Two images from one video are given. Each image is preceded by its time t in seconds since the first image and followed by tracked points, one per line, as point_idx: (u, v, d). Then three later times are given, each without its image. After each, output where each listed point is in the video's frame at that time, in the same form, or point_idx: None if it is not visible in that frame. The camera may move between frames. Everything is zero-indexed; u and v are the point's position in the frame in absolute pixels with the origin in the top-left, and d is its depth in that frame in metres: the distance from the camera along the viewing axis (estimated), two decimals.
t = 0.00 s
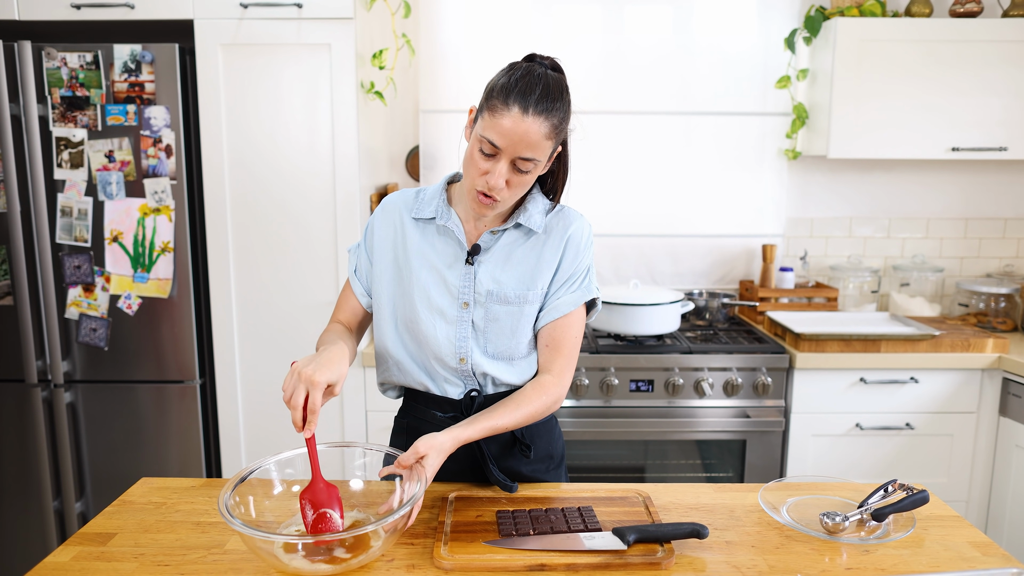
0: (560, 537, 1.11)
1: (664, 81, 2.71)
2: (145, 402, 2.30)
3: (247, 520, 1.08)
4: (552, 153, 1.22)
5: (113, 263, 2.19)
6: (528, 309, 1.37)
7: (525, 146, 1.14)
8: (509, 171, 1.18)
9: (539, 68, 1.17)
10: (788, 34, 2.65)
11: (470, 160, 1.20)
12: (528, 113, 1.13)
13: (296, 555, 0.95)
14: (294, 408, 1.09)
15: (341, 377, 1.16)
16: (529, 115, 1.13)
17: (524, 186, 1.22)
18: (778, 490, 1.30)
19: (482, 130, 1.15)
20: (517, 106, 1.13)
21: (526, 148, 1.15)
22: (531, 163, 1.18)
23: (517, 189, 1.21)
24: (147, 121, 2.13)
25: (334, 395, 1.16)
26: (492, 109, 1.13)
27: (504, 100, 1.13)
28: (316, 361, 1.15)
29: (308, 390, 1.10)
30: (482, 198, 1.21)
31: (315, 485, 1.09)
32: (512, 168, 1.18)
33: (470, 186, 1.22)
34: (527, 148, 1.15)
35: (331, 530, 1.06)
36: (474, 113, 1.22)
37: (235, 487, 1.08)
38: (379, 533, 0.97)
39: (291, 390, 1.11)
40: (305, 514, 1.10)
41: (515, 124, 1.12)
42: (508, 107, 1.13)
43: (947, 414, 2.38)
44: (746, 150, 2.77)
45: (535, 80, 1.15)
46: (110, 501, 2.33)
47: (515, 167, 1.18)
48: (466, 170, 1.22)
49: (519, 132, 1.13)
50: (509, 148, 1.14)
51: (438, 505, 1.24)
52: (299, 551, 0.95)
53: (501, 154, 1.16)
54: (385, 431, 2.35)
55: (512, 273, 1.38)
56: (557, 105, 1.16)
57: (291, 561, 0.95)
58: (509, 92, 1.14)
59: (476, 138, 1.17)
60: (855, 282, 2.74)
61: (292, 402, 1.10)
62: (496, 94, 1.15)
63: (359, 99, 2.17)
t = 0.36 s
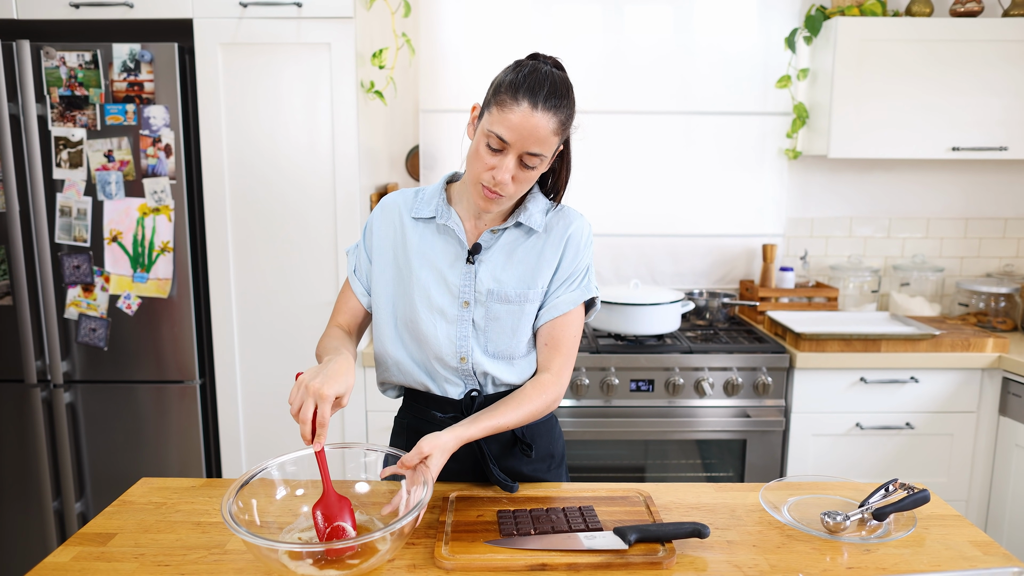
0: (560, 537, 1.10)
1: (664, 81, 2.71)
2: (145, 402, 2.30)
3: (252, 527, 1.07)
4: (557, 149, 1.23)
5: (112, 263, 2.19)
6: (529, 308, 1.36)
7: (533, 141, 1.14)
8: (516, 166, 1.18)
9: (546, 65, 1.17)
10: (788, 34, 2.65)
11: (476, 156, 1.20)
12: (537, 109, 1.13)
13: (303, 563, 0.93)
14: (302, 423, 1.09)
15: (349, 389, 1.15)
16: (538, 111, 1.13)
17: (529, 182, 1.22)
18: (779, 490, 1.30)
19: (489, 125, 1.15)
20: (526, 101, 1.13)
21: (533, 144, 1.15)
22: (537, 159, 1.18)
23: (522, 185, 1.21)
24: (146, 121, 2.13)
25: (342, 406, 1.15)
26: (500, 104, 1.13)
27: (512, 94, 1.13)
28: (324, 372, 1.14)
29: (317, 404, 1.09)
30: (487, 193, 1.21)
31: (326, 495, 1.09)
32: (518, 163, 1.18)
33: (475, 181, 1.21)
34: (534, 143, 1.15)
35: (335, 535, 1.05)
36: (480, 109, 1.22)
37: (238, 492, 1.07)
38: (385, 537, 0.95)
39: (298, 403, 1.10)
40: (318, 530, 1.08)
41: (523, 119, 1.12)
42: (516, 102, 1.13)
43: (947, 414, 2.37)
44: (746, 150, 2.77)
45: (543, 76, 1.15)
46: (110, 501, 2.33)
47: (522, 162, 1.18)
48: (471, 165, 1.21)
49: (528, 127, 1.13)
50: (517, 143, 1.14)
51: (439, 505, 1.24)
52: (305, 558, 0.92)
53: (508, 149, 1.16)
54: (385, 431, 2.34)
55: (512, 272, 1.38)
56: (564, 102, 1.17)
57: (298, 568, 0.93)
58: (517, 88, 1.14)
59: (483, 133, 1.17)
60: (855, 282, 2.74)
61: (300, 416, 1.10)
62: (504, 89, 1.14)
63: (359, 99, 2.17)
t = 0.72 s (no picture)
0: (560, 535, 1.10)
1: (665, 79, 2.71)
2: (144, 402, 2.30)
3: (252, 528, 1.07)
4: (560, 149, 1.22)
5: (111, 263, 2.19)
6: (529, 306, 1.36)
7: (536, 140, 1.14)
8: (518, 164, 1.17)
9: (550, 64, 1.17)
10: (789, 33, 2.65)
11: (479, 153, 1.20)
12: (540, 107, 1.13)
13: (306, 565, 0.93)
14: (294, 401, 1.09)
15: (341, 368, 1.14)
16: (542, 110, 1.13)
17: (532, 181, 1.22)
18: (780, 489, 1.29)
19: (492, 123, 1.15)
20: (529, 99, 1.12)
21: (536, 142, 1.14)
22: (540, 158, 1.18)
23: (524, 184, 1.21)
24: (146, 120, 2.13)
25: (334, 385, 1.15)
26: (503, 102, 1.13)
27: (516, 92, 1.13)
28: (317, 351, 1.14)
29: (308, 383, 1.09)
30: (489, 191, 1.21)
31: (316, 472, 1.10)
32: (521, 162, 1.18)
33: (478, 179, 1.21)
34: (537, 142, 1.14)
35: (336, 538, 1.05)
36: (483, 107, 1.21)
37: (238, 494, 1.07)
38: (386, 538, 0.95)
39: (290, 381, 1.10)
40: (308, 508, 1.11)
41: (526, 118, 1.12)
42: (520, 100, 1.12)
43: (948, 413, 2.37)
44: (747, 149, 2.76)
45: (547, 75, 1.15)
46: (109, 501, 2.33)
47: (524, 161, 1.18)
48: (473, 162, 1.21)
49: (531, 126, 1.12)
50: (520, 142, 1.14)
51: (440, 505, 1.23)
52: (308, 562, 0.92)
53: (511, 147, 1.15)
54: (384, 430, 2.34)
55: (513, 270, 1.37)
56: (568, 101, 1.16)
57: (302, 571, 0.92)
58: (521, 86, 1.13)
59: (486, 131, 1.17)
60: (856, 281, 2.74)
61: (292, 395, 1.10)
62: (507, 87, 1.14)
63: (359, 97, 2.17)
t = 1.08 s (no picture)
0: (558, 532, 1.10)
1: (663, 77, 2.71)
2: (142, 401, 2.30)
3: (249, 526, 1.06)
4: (557, 145, 1.22)
5: (110, 261, 2.19)
6: (527, 304, 1.36)
7: (533, 136, 1.14)
8: (516, 161, 1.17)
9: (547, 60, 1.17)
10: (788, 30, 2.64)
11: (475, 151, 1.20)
12: (537, 104, 1.13)
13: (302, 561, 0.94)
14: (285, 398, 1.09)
15: (335, 372, 1.16)
16: (539, 106, 1.13)
17: (529, 177, 1.22)
18: (778, 485, 1.30)
19: (489, 119, 1.15)
20: (526, 96, 1.13)
21: (533, 139, 1.15)
22: (537, 154, 1.18)
23: (522, 181, 1.21)
24: (143, 118, 2.12)
25: (327, 390, 1.16)
26: (500, 99, 1.13)
27: (512, 89, 1.13)
28: (312, 355, 1.15)
29: (300, 381, 1.10)
30: (487, 188, 1.21)
31: (294, 481, 1.09)
32: (518, 158, 1.18)
33: (475, 176, 1.21)
34: (534, 138, 1.15)
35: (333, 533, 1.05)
36: (480, 104, 1.21)
37: (236, 491, 1.07)
38: (383, 534, 0.95)
39: (282, 380, 1.10)
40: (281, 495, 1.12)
41: (523, 114, 1.12)
42: (517, 97, 1.13)
43: (946, 410, 2.38)
44: (745, 146, 2.76)
45: (543, 71, 1.15)
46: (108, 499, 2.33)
47: (522, 158, 1.18)
48: (471, 160, 1.21)
49: (528, 122, 1.13)
50: (517, 138, 1.14)
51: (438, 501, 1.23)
52: (306, 557, 0.94)
53: (508, 143, 1.15)
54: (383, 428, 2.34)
55: (511, 267, 1.37)
56: (564, 97, 1.17)
57: (299, 567, 0.94)
58: (518, 83, 1.13)
59: (482, 128, 1.17)
60: (854, 279, 2.75)
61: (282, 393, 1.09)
62: (504, 84, 1.14)
63: (357, 95, 2.17)
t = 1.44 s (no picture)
0: (555, 525, 1.11)
1: (662, 73, 2.71)
2: (140, 397, 2.30)
3: (246, 519, 1.07)
4: (554, 140, 1.22)
5: (108, 257, 2.19)
6: (525, 299, 1.36)
7: (530, 131, 1.14)
8: (512, 156, 1.17)
9: (544, 55, 1.17)
10: (786, 26, 2.64)
11: (472, 145, 1.20)
12: (533, 99, 1.13)
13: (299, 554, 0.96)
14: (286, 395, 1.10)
15: (335, 366, 1.17)
16: (535, 100, 1.13)
17: (527, 172, 1.22)
18: (776, 479, 1.30)
19: (485, 114, 1.15)
20: (522, 91, 1.13)
21: (530, 134, 1.15)
22: (533, 149, 1.18)
23: (519, 175, 1.21)
24: (141, 114, 2.12)
25: (328, 383, 1.17)
26: (497, 93, 1.13)
27: (509, 84, 1.13)
28: (312, 349, 1.16)
29: (300, 379, 1.10)
30: (484, 182, 1.21)
31: (302, 470, 1.08)
32: (515, 153, 1.18)
33: (472, 171, 1.21)
34: (531, 133, 1.15)
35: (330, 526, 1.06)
36: (477, 100, 1.22)
37: (233, 487, 1.07)
38: (379, 527, 0.95)
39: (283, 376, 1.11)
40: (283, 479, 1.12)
41: (519, 109, 1.12)
42: (513, 91, 1.13)
43: (945, 405, 2.38)
44: (744, 142, 2.77)
45: (540, 66, 1.15)
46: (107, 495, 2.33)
47: (518, 152, 1.18)
48: (467, 155, 1.21)
49: (524, 117, 1.13)
50: (513, 133, 1.14)
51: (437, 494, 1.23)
52: (303, 549, 0.96)
53: (505, 138, 1.16)
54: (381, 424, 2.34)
55: (509, 262, 1.38)
56: (561, 92, 1.17)
57: (297, 560, 0.96)
58: (514, 78, 1.13)
59: (479, 123, 1.17)
60: (853, 275, 2.76)
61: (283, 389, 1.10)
62: (500, 79, 1.14)
63: (355, 91, 2.16)
